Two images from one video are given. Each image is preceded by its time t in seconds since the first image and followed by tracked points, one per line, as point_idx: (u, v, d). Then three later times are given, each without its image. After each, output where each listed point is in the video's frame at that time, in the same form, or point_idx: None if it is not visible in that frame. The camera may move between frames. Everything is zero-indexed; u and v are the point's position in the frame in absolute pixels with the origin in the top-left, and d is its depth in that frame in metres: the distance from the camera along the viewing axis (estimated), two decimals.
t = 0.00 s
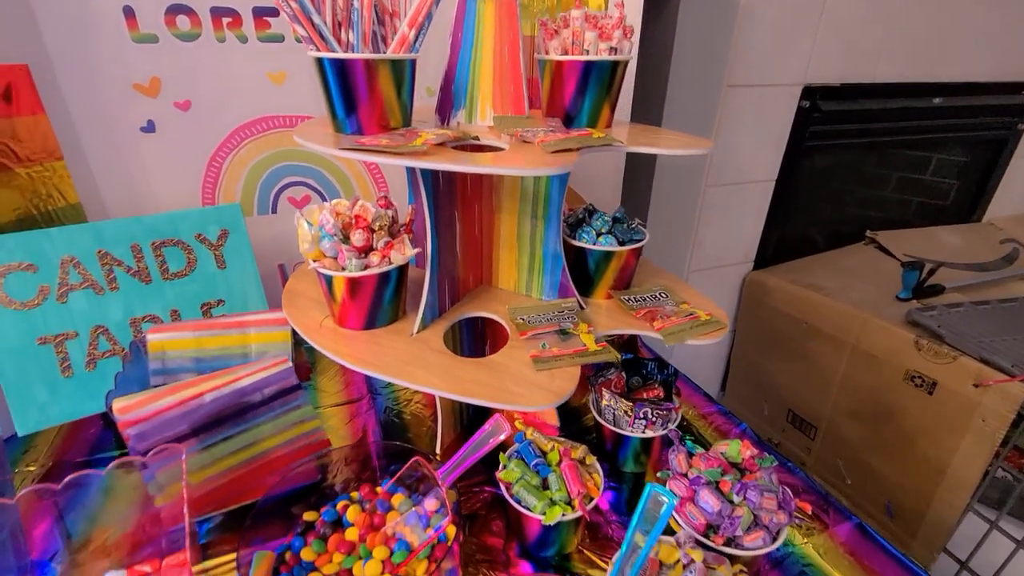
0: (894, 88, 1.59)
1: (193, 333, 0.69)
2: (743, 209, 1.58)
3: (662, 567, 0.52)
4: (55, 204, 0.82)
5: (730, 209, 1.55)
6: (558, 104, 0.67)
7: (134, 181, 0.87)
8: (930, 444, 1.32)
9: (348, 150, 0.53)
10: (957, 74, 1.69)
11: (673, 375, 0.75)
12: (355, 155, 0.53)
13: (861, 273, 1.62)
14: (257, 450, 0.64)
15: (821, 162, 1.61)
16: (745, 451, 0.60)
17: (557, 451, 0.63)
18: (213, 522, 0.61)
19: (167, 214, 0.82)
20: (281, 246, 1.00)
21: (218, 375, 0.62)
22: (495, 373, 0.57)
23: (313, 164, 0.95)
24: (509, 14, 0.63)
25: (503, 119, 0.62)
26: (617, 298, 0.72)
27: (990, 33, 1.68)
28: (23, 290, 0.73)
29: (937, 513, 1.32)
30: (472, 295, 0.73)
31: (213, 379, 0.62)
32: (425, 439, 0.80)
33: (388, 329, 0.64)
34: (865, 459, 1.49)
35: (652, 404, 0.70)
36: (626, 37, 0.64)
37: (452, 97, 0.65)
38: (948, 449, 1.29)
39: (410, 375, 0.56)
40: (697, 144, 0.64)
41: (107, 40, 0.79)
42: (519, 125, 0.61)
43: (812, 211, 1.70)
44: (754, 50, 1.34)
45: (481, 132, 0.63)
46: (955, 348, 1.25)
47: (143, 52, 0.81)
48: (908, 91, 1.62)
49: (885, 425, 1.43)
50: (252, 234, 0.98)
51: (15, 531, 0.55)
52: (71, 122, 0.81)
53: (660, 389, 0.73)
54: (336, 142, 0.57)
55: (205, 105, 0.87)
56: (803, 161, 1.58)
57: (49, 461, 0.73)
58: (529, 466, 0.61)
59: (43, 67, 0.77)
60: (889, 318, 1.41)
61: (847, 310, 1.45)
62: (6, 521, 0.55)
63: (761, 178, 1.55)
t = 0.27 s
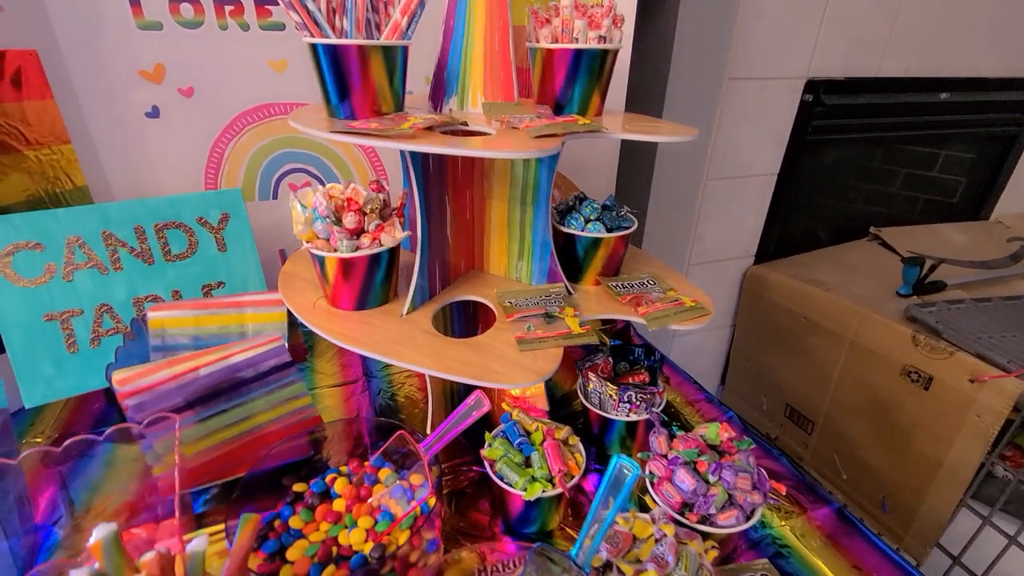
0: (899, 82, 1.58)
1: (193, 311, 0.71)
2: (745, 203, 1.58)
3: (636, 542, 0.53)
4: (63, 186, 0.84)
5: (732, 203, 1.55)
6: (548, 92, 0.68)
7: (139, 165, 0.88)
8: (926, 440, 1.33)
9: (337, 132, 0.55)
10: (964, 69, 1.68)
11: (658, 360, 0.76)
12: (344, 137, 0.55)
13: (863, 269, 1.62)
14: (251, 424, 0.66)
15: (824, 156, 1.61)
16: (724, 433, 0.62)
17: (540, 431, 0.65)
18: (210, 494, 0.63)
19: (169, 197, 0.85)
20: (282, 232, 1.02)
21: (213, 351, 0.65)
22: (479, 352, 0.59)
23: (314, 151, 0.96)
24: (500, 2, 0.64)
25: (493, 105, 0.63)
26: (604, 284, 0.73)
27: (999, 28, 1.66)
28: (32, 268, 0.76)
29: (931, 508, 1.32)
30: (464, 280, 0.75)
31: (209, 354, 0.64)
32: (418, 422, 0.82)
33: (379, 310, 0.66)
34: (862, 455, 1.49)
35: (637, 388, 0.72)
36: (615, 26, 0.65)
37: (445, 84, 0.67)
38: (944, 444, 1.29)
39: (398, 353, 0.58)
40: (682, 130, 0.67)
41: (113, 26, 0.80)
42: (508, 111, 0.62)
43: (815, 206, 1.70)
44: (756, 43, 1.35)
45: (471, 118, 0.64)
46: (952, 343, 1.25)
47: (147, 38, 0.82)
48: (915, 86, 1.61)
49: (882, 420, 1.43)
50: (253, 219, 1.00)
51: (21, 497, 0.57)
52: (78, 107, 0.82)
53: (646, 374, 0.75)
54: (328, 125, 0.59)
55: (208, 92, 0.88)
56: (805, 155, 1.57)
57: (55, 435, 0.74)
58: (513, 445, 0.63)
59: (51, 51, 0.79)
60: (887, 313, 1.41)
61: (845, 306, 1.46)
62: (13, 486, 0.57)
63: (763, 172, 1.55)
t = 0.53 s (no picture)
0: (905, 75, 1.58)
1: (197, 290, 0.74)
2: (747, 195, 1.58)
3: (616, 513, 0.55)
4: (75, 170, 0.86)
5: (734, 195, 1.56)
6: (543, 78, 0.69)
7: (148, 151, 0.90)
8: (923, 433, 1.32)
9: (335, 115, 0.57)
10: (972, 62, 1.67)
11: (650, 344, 0.77)
12: (341, 119, 0.57)
13: (865, 262, 1.62)
14: (252, 398, 0.69)
15: (829, 149, 1.61)
16: (707, 413, 0.63)
17: (530, 409, 0.67)
18: (213, 467, 0.66)
19: (176, 181, 0.87)
20: (286, 218, 1.04)
21: (216, 326, 0.67)
22: (470, 329, 0.61)
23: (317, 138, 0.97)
24: None
25: (488, 92, 0.64)
26: (597, 269, 0.75)
27: (1008, 22, 1.65)
28: (45, 248, 0.79)
29: (925, 502, 1.32)
30: (459, 263, 0.77)
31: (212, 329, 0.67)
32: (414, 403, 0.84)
33: (376, 290, 0.68)
34: (859, 448, 1.49)
35: (629, 370, 0.73)
36: (608, 14, 0.66)
37: (442, 70, 0.69)
38: (939, 438, 1.29)
39: (392, 330, 0.60)
40: (672, 116, 0.69)
41: (123, 14, 0.82)
42: (502, 96, 0.64)
43: (819, 200, 1.70)
44: (759, 35, 1.35)
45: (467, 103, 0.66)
46: (951, 336, 1.26)
47: (156, 26, 0.84)
48: (921, 79, 1.60)
49: (880, 413, 1.43)
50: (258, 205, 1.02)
51: (33, 465, 0.60)
52: (89, 92, 0.84)
53: (636, 357, 0.77)
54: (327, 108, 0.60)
55: (215, 79, 0.89)
56: (809, 148, 1.58)
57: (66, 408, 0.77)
58: (503, 422, 0.65)
59: (63, 39, 0.80)
60: (886, 306, 1.41)
61: (846, 299, 1.46)
62: (26, 455, 0.59)
63: (766, 164, 1.55)
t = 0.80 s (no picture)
0: (910, 70, 1.57)
1: (203, 276, 0.76)
2: (750, 189, 1.59)
3: (604, 492, 0.56)
4: (86, 159, 0.88)
5: (737, 189, 1.56)
6: (540, 70, 0.71)
7: (156, 141, 0.92)
8: (921, 426, 1.33)
9: (335, 105, 0.59)
10: (979, 57, 1.66)
11: (643, 332, 0.80)
12: (341, 109, 0.58)
13: (868, 258, 1.62)
14: (253, 380, 0.71)
15: (833, 144, 1.61)
16: (697, 399, 0.64)
17: (524, 394, 0.69)
18: (218, 447, 0.68)
19: (183, 170, 0.89)
20: (290, 208, 1.06)
21: (220, 310, 0.69)
22: (464, 314, 0.62)
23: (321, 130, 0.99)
24: None
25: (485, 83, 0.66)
26: (591, 259, 0.76)
27: (1016, 16, 1.64)
28: (56, 234, 0.81)
29: (923, 494, 1.32)
30: (458, 253, 0.78)
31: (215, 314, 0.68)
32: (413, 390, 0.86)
33: (376, 277, 0.70)
34: (857, 441, 1.50)
35: (623, 360, 0.75)
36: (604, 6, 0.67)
37: (440, 62, 0.71)
38: (937, 431, 1.29)
39: (390, 314, 0.61)
40: (666, 107, 0.70)
41: (132, 7, 0.83)
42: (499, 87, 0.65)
43: (824, 195, 1.69)
44: (762, 28, 1.35)
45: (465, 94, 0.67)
46: (948, 330, 1.26)
47: (164, 19, 0.85)
48: (927, 74, 1.60)
49: (878, 407, 1.43)
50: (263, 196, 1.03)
51: (45, 443, 0.63)
52: (99, 84, 0.86)
53: (630, 346, 0.79)
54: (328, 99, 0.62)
55: (221, 71, 0.91)
56: (812, 142, 1.58)
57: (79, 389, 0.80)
58: (497, 406, 0.67)
59: (74, 31, 0.82)
60: (886, 300, 1.41)
61: (846, 293, 1.46)
62: (37, 435, 0.62)
63: (769, 158, 1.56)
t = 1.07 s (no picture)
0: (915, 61, 1.56)
1: (204, 257, 0.77)
2: (752, 180, 1.59)
3: (592, 468, 0.59)
4: (91, 144, 0.88)
5: (738, 180, 1.56)
6: (536, 55, 0.71)
7: (160, 127, 0.93)
8: (919, 418, 1.32)
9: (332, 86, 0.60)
10: (986, 49, 1.65)
11: (637, 317, 0.81)
12: (339, 90, 0.59)
13: (871, 250, 1.61)
14: (253, 359, 0.72)
15: (837, 136, 1.60)
16: (687, 381, 0.66)
17: (517, 374, 0.70)
18: (218, 423, 0.69)
19: (185, 154, 0.90)
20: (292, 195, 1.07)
21: (219, 290, 0.70)
22: (458, 295, 0.64)
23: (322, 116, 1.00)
24: None
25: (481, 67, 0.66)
26: (586, 243, 0.77)
27: None
28: (62, 216, 0.83)
29: (922, 487, 1.31)
30: (454, 236, 0.79)
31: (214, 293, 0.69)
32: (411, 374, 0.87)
33: (372, 259, 0.71)
34: (856, 434, 1.49)
35: (617, 343, 0.76)
36: None
37: (438, 46, 0.73)
38: (935, 423, 1.28)
39: (387, 294, 0.63)
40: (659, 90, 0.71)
41: None
42: (495, 71, 0.66)
43: (828, 188, 1.68)
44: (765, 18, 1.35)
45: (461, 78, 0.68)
46: (948, 322, 1.25)
47: (168, 5, 0.87)
48: (932, 66, 1.59)
49: (878, 400, 1.42)
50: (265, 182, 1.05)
51: (52, 418, 0.65)
52: (104, 69, 0.87)
53: (624, 330, 0.79)
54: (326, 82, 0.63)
55: (223, 57, 0.92)
56: (816, 134, 1.57)
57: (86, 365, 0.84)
58: (490, 386, 0.69)
59: (81, 16, 0.83)
60: (887, 291, 1.41)
61: (847, 285, 1.45)
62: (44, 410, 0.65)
63: (772, 150, 1.56)
